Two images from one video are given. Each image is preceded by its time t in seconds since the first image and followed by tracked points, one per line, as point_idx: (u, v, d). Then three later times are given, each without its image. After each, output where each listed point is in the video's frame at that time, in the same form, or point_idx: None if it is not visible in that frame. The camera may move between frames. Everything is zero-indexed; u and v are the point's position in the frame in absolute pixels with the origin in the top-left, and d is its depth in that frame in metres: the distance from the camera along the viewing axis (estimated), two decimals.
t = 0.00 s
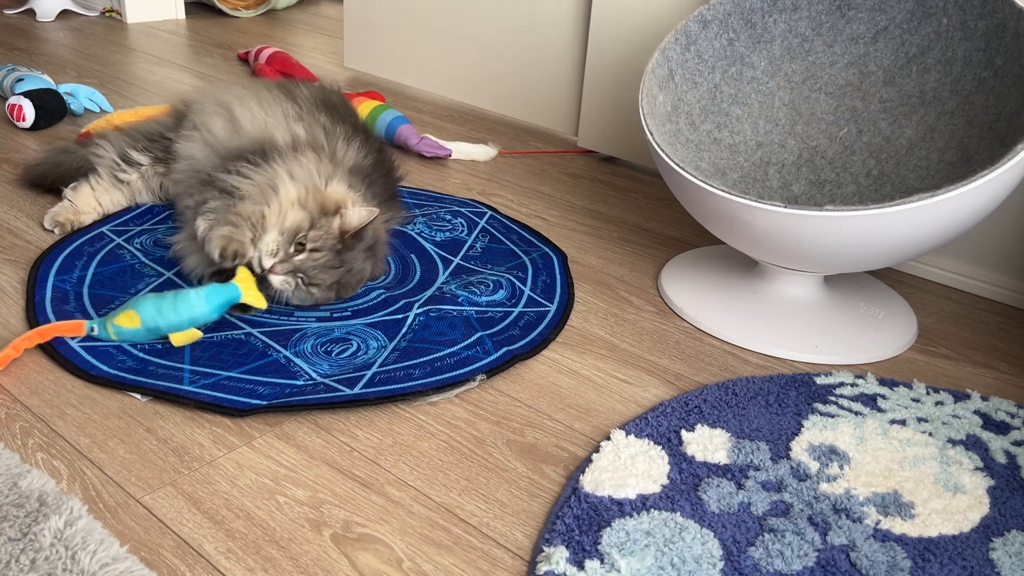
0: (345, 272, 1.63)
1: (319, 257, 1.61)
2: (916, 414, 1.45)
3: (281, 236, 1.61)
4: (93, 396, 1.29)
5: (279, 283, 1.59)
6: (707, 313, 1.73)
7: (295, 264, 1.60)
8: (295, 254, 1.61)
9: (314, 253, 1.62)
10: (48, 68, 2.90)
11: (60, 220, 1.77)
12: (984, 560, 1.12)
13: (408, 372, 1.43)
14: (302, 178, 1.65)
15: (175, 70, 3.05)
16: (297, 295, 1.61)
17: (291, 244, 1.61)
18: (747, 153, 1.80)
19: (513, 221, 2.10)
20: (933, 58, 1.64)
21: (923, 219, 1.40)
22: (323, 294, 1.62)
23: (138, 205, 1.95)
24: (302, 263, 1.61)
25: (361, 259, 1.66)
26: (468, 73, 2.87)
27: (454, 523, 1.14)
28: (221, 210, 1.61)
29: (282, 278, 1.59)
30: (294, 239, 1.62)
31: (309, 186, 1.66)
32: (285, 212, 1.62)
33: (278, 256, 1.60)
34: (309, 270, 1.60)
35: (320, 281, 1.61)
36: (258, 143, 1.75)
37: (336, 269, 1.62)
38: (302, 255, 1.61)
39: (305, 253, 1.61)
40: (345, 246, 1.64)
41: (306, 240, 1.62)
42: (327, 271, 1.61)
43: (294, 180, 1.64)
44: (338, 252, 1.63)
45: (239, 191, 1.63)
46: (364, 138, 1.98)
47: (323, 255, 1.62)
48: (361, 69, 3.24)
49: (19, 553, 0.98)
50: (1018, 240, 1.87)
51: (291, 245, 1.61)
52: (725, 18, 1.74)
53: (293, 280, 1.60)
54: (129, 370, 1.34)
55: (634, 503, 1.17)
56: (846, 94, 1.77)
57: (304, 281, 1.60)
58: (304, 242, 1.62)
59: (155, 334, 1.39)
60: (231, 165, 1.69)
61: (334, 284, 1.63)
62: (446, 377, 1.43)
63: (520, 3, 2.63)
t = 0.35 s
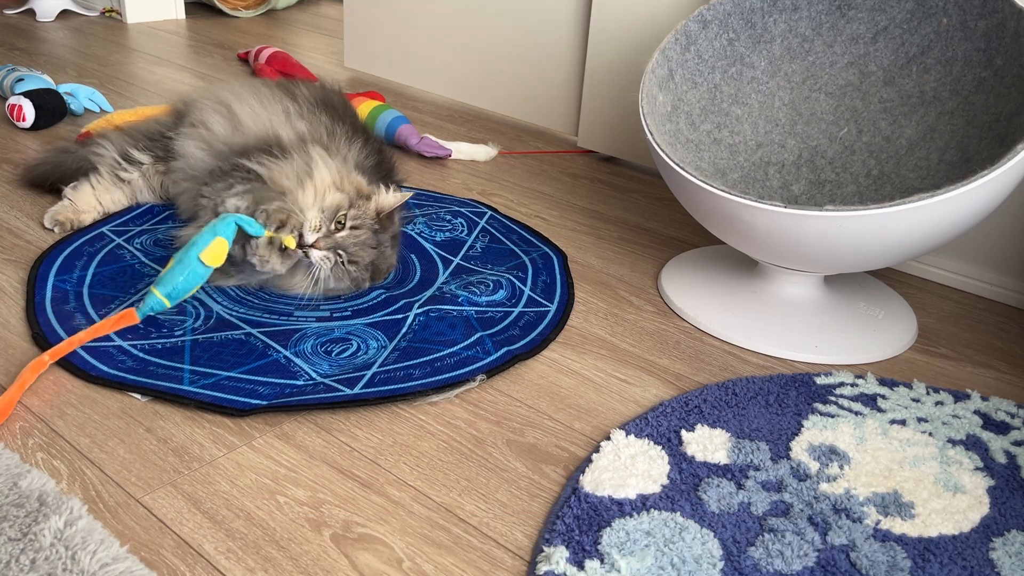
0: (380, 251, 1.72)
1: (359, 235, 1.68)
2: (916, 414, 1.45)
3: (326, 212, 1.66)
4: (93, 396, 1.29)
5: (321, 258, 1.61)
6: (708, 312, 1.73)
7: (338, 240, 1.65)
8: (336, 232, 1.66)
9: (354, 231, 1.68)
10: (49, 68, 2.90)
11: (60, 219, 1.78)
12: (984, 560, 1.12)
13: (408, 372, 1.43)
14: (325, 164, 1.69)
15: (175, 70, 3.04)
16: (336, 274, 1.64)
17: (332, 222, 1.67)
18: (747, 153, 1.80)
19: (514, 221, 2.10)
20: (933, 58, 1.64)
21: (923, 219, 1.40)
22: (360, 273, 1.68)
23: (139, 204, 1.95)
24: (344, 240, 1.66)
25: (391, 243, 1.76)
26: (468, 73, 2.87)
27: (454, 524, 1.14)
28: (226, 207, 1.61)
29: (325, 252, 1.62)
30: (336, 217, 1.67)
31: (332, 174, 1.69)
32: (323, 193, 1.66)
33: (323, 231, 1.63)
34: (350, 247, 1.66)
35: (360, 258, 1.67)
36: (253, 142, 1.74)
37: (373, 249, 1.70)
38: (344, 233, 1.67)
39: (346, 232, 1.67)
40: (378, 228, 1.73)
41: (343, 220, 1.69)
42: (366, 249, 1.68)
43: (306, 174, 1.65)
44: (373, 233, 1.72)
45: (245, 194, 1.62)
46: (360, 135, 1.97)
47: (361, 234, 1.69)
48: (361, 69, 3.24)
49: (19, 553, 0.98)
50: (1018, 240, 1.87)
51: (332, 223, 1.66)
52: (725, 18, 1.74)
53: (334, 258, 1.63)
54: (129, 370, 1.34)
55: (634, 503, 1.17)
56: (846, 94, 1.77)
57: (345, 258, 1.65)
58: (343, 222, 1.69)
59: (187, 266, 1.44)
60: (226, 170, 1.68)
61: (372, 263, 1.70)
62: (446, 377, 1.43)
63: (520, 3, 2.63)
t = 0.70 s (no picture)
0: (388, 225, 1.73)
1: (365, 207, 1.70)
2: (916, 414, 1.45)
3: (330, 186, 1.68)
4: (93, 396, 1.29)
5: (328, 229, 1.63)
6: (708, 312, 1.73)
7: (346, 213, 1.67)
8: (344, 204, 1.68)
9: (362, 204, 1.70)
10: (48, 68, 2.90)
11: (60, 218, 1.78)
12: (984, 560, 1.12)
13: (408, 372, 1.43)
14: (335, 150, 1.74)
15: (175, 70, 3.04)
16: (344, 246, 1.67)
17: (341, 195, 1.69)
18: (747, 153, 1.80)
19: (514, 221, 2.10)
20: (933, 58, 1.64)
21: (923, 218, 1.40)
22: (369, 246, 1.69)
23: (139, 204, 1.96)
24: (351, 212, 1.68)
25: (402, 219, 1.77)
26: (468, 73, 2.87)
27: (453, 524, 1.14)
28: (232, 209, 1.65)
29: (332, 223, 1.64)
30: (344, 190, 1.70)
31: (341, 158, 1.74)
32: (330, 173, 1.70)
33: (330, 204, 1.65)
34: (357, 219, 1.68)
35: (368, 230, 1.69)
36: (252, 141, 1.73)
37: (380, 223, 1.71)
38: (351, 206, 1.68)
39: (354, 205, 1.69)
40: (387, 203, 1.76)
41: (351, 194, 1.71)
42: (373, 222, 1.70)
43: (311, 168, 1.68)
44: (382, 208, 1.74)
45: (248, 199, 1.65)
46: (361, 134, 1.96)
47: (369, 208, 1.71)
48: (361, 69, 3.24)
49: (19, 553, 0.98)
50: (1018, 240, 1.87)
51: (342, 194, 1.69)
52: (725, 18, 1.74)
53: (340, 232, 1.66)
54: (129, 371, 1.34)
55: (634, 503, 1.17)
56: (847, 94, 1.77)
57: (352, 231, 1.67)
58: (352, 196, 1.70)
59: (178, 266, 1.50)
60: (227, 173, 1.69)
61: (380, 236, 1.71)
62: (446, 377, 1.43)
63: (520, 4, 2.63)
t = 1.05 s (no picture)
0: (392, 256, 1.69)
1: (371, 236, 1.68)
2: (916, 414, 1.45)
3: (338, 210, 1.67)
4: (93, 396, 1.29)
5: (324, 254, 1.64)
6: (707, 312, 1.73)
7: (346, 241, 1.65)
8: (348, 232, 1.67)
9: (366, 234, 1.68)
10: (48, 68, 2.90)
11: (59, 216, 1.78)
12: (984, 560, 1.12)
13: (408, 372, 1.43)
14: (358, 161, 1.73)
15: (175, 70, 3.04)
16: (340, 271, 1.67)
17: (346, 222, 1.67)
18: (747, 153, 1.80)
19: (514, 221, 2.10)
20: (933, 58, 1.64)
21: (923, 219, 1.40)
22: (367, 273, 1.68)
23: (136, 203, 1.96)
24: (352, 242, 1.66)
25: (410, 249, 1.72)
26: (468, 73, 2.87)
27: (453, 523, 1.14)
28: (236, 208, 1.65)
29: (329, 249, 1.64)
30: (351, 218, 1.68)
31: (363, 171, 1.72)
32: (344, 193, 1.68)
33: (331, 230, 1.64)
34: (358, 248, 1.66)
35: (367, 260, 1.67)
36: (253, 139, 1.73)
37: (382, 253, 1.68)
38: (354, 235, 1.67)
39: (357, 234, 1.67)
40: (396, 232, 1.72)
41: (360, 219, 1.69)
42: (375, 253, 1.67)
43: (327, 177, 1.66)
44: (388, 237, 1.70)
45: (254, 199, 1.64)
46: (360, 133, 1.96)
47: (372, 238, 1.68)
48: (361, 70, 3.24)
49: (19, 553, 0.98)
50: (1018, 240, 1.87)
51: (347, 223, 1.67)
52: (725, 18, 1.74)
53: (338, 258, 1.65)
54: (129, 370, 1.34)
55: (634, 503, 1.17)
56: (846, 94, 1.77)
57: (351, 258, 1.66)
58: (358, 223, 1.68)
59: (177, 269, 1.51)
60: (232, 171, 1.68)
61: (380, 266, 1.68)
62: (446, 377, 1.43)
63: (520, 4, 2.63)
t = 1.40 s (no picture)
0: (339, 266, 1.62)
1: (311, 251, 1.61)
2: (916, 414, 1.45)
3: (275, 233, 1.63)
4: (93, 396, 1.29)
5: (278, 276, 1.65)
6: (708, 312, 1.73)
7: (289, 262, 1.62)
8: (289, 251, 1.62)
9: (307, 252, 1.61)
10: (48, 68, 2.90)
11: (59, 216, 1.78)
12: (984, 560, 1.12)
13: (408, 372, 1.43)
14: (299, 170, 1.66)
15: (175, 70, 3.04)
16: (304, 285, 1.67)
17: (286, 243, 1.62)
18: (747, 153, 1.80)
19: (513, 221, 2.10)
20: (933, 58, 1.64)
21: (923, 219, 1.40)
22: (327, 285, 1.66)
23: (136, 203, 1.95)
24: (294, 262, 1.61)
25: (355, 257, 1.62)
26: (468, 73, 2.87)
27: (453, 524, 1.14)
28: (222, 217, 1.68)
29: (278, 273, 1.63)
30: (290, 238, 1.63)
31: (305, 180, 1.65)
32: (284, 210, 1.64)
33: (273, 254, 1.61)
34: (301, 266, 1.62)
35: (315, 277, 1.63)
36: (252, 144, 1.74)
37: (328, 266, 1.62)
38: (295, 254, 1.62)
39: (297, 253, 1.62)
40: (341, 241, 1.62)
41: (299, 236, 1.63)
42: (321, 268, 1.62)
43: (281, 185, 1.66)
44: (332, 249, 1.62)
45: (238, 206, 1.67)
46: (360, 132, 1.96)
47: (315, 253, 1.61)
48: (361, 70, 3.24)
49: (19, 553, 0.98)
50: (1018, 240, 1.87)
51: (286, 244, 1.62)
52: (725, 18, 1.74)
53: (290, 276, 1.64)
54: (129, 370, 1.34)
55: (634, 503, 1.17)
56: (846, 94, 1.77)
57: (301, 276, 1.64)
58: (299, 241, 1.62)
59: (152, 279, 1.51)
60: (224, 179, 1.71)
61: (332, 278, 1.64)
62: (446, 377, 1.43)
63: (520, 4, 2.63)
